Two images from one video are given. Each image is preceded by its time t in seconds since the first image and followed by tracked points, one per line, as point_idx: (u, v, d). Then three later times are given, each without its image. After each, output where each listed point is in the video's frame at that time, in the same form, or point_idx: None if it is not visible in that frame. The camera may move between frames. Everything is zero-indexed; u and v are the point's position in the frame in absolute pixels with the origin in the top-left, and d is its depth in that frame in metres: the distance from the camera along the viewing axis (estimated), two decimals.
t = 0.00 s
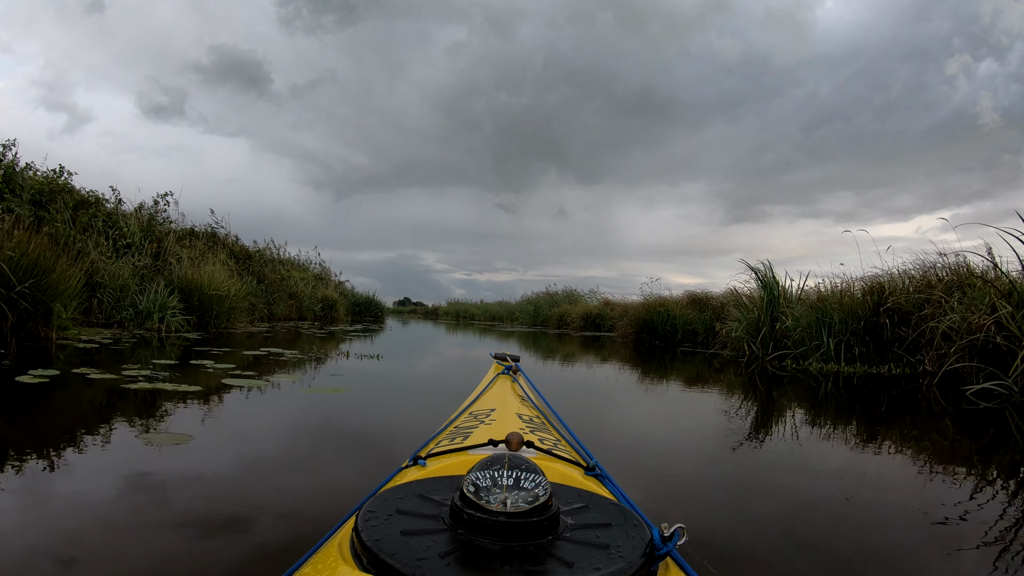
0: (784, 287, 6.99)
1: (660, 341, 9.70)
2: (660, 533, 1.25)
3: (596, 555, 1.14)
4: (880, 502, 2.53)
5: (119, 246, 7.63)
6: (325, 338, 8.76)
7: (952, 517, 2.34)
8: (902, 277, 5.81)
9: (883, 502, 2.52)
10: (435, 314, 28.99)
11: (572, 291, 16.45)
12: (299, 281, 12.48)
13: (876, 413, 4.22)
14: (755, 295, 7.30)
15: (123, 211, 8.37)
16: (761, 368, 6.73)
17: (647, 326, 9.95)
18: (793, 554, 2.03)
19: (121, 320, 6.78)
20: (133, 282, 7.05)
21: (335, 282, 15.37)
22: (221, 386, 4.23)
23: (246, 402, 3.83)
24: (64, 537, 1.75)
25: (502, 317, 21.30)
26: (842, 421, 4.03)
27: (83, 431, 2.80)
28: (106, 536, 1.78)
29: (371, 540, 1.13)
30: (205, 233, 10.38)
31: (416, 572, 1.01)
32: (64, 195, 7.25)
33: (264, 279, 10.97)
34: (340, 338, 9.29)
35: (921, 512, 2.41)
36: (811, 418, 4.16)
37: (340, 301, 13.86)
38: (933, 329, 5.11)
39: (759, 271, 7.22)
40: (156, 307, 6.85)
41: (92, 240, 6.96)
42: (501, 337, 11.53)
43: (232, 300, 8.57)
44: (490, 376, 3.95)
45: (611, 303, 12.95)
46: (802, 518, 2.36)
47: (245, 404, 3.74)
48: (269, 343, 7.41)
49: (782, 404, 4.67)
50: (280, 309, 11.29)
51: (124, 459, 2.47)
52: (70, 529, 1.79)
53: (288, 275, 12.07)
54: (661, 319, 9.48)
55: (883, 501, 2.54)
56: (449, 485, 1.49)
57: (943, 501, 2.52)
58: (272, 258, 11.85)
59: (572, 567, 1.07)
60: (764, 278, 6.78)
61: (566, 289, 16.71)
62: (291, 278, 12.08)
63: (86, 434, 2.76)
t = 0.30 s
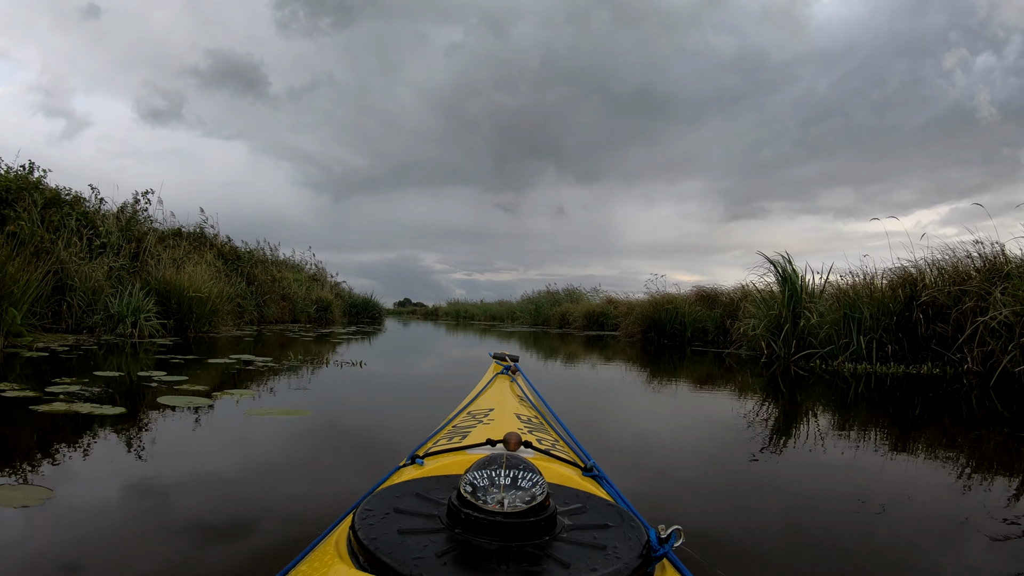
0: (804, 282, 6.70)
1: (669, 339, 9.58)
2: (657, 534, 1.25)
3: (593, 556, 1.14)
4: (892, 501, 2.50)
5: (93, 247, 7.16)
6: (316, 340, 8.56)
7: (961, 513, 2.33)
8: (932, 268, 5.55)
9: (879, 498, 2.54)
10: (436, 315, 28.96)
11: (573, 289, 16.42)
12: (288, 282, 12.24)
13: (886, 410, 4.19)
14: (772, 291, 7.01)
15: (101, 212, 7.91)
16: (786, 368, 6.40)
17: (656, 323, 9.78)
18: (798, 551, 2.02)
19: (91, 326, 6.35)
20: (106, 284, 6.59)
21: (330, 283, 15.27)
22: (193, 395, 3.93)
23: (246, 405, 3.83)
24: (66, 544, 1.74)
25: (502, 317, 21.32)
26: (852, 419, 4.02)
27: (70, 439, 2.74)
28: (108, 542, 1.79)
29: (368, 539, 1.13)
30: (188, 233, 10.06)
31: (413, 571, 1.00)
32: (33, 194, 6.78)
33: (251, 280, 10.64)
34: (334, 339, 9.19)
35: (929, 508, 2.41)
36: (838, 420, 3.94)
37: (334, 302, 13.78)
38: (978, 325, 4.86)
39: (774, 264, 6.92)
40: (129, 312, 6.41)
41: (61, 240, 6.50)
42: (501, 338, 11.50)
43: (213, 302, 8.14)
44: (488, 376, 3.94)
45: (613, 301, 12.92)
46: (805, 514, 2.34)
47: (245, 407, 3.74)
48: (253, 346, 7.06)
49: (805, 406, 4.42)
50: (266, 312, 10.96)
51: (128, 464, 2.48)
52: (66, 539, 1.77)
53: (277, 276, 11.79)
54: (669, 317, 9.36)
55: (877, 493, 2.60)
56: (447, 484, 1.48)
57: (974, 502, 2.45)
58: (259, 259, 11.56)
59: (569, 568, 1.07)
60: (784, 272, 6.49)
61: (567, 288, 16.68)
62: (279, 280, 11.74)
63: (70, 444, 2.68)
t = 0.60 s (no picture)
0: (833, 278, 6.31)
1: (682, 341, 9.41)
2: (661, 527, 1.25)
3: (599, 551, 1.14)
4: (894, 492, 2.51)
5: (67, 249, 6.98)
6: (311, 343, 8.27)
7: (965, 505, 2.34)
8: (969, 260, 5.25)
9: (881, 488, 2.56)
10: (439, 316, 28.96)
11: (577, 288, 16.41)
12: (281, 285, 11.95)
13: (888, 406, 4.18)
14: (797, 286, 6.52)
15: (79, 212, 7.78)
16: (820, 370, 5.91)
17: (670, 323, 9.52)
18: (805, 543, 2.04)
19: (62, 331, 6.13)
20: (77, 286, 6.35)
21: (327, 285, 15.13)
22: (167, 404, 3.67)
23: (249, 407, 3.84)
24: (70, 548, 1.75)
25: (505, 317, 21.36)
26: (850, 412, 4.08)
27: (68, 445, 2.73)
28: (114, 547, 1.79)
29: (373, 543, 1.14)
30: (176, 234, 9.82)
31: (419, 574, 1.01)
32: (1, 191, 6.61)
33: (242, 282, 10.31)
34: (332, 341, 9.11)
35: (931, 499, 2.42)
36: (873, 427, 3.64)
37: (331, 304, 13.68)
38: None
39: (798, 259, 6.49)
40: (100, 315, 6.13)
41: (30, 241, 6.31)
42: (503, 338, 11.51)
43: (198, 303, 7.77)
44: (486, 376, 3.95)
45: (618, 300, 12.89)
46: (812, 508, 2.35)
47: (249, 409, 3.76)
48: (242, 351, 6.70)
49: (839, 413, 4.05)
50: (258, 314, 10.63)
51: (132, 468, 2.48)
52: (72, 544, 1.78)
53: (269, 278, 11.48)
54: (681, 316, 9.19)
55: (878, 485, 2.61)
56: (450, 485, 1.49)
57: (980, 493, 2.46)
58: (251, 260, 11.32)
59: (575, 564, 1.08)
60: (812, 266, 6.12)
61: (571, 287, 16.67)
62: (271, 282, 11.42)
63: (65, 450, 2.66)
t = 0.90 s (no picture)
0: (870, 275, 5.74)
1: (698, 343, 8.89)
2: (661, 524, 1.26)
3: (598, 548, 1.15)
4: (901, 494, 2.49)
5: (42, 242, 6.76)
6: (304, 343, 7.97)
7: (964, 504, 2.36)
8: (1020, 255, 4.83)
9: (880, 487, 2.59)
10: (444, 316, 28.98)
11: (584, 288, 16.38)
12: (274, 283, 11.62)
13: (887, 405, 4.19)
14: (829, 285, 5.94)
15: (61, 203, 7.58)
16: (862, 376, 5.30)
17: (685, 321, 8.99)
18: (809, 542, 2.04)
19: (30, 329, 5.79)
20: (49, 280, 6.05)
21: (325, 283, 14.93)
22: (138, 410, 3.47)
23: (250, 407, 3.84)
24: (75, 546, 1.78)
25: (510, 317, 21.32)
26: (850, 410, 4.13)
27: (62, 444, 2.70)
28: (115, 547, 1.81)
29: (372, 544, 1.15)
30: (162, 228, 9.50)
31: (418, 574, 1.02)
32: None
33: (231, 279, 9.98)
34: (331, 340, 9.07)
35: (930, 497, 2.45)
36: (916, 441, 3.29)
37: (331, 303, 13.61)
38: None
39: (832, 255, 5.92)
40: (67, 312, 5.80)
41: None
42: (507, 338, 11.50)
43: (180, 299, 7.44)
44: (483, 375, 3.96)
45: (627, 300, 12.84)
46: (813, 509, 2.35)
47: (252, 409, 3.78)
48: (233, 354, 6.22)
49: (882, 428, 3.59)
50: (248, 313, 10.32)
51: (136, 466, 2.51)
52: (73, 543, 1.79)
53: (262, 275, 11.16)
54: (698, 317, 8.65)
55: (875, 484, 2.63)
56: (448, 485, 1.50)
57: (981, 492, 2.48)
58: (245, 257, 11.07)
59: (575, 562, 1.08)
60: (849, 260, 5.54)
61: (577, 287, 16.66)
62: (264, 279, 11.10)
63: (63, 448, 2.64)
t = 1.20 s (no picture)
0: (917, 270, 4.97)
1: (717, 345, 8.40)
2: (661, 525, 1.26)
3: (599, 549, 1.15)
4: (904, 497, 2.48)
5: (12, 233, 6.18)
6: (295, 345, 7.56)
7: (975, 510, 2.31)
8: None
9: (888, 492, 2.55)
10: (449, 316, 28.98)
11: (590, 288, 16.35)
12: (265, 281, 11.16)
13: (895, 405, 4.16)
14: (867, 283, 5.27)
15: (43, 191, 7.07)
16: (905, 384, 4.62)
17: (703, 322, 8.47)
18: (810, 545, 2.03)
19: None
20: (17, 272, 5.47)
21: (321, 282, 14.72)
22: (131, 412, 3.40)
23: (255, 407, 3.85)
24: (81, 544, 1.79)
25: (516, 317, 21.22)
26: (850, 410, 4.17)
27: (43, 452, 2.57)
28: (121, 546, 1.81)
29: (373, 546, 1.15)
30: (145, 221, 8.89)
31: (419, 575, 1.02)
32: None
33: (222, 276, 9.48)
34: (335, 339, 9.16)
35: (937, 503, 2.40)
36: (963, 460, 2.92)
37: (331, 302, 13.58)
38: None
39: (867, 250, 5.27)
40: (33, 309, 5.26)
41: None
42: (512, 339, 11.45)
43: (162, 296, 6.93)
44: (484, 376, 3.96)
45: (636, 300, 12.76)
46: (816, 510, 2.36)
47: (258, 408, 3.81)
48: (219, 356, 5.84)
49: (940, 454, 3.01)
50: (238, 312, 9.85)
51: (140, 466, 2.51)
52: (79, 542, 1.80)
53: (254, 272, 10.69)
54: (715, 319, 8.22)
55: (882, 490, 2.59)
56: (449, 486, 1.50)
57: (994, 499, 2.42)
58: (239, 254, 10.60)
59: (576, 563, 1.08)
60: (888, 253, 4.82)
61: (584, 287, 16.59)
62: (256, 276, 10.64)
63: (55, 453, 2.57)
